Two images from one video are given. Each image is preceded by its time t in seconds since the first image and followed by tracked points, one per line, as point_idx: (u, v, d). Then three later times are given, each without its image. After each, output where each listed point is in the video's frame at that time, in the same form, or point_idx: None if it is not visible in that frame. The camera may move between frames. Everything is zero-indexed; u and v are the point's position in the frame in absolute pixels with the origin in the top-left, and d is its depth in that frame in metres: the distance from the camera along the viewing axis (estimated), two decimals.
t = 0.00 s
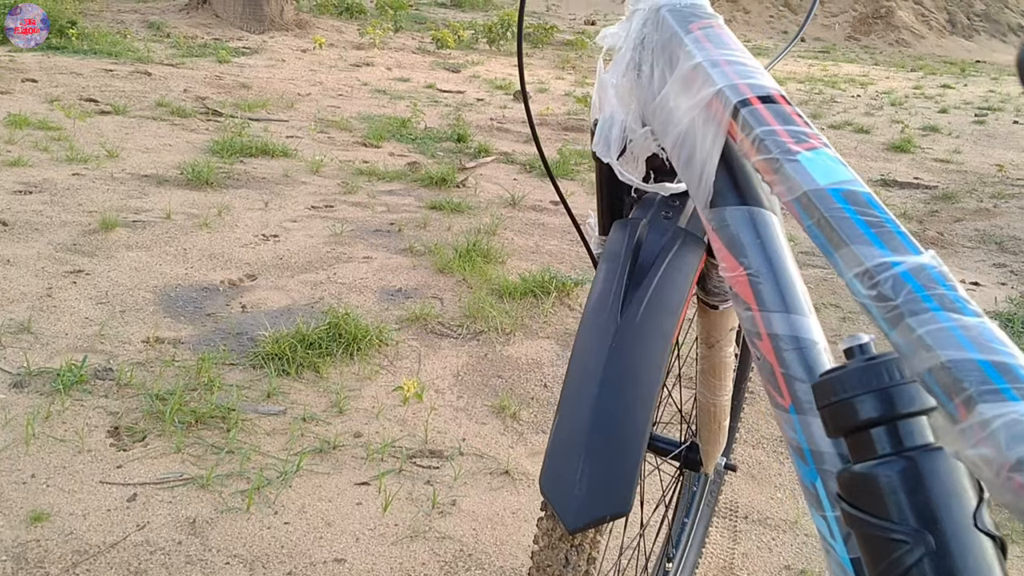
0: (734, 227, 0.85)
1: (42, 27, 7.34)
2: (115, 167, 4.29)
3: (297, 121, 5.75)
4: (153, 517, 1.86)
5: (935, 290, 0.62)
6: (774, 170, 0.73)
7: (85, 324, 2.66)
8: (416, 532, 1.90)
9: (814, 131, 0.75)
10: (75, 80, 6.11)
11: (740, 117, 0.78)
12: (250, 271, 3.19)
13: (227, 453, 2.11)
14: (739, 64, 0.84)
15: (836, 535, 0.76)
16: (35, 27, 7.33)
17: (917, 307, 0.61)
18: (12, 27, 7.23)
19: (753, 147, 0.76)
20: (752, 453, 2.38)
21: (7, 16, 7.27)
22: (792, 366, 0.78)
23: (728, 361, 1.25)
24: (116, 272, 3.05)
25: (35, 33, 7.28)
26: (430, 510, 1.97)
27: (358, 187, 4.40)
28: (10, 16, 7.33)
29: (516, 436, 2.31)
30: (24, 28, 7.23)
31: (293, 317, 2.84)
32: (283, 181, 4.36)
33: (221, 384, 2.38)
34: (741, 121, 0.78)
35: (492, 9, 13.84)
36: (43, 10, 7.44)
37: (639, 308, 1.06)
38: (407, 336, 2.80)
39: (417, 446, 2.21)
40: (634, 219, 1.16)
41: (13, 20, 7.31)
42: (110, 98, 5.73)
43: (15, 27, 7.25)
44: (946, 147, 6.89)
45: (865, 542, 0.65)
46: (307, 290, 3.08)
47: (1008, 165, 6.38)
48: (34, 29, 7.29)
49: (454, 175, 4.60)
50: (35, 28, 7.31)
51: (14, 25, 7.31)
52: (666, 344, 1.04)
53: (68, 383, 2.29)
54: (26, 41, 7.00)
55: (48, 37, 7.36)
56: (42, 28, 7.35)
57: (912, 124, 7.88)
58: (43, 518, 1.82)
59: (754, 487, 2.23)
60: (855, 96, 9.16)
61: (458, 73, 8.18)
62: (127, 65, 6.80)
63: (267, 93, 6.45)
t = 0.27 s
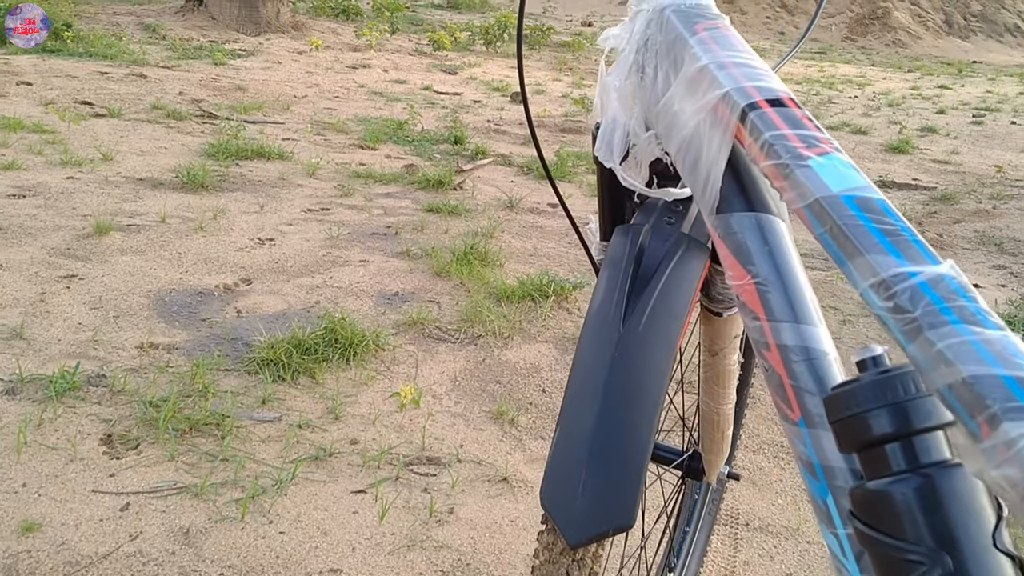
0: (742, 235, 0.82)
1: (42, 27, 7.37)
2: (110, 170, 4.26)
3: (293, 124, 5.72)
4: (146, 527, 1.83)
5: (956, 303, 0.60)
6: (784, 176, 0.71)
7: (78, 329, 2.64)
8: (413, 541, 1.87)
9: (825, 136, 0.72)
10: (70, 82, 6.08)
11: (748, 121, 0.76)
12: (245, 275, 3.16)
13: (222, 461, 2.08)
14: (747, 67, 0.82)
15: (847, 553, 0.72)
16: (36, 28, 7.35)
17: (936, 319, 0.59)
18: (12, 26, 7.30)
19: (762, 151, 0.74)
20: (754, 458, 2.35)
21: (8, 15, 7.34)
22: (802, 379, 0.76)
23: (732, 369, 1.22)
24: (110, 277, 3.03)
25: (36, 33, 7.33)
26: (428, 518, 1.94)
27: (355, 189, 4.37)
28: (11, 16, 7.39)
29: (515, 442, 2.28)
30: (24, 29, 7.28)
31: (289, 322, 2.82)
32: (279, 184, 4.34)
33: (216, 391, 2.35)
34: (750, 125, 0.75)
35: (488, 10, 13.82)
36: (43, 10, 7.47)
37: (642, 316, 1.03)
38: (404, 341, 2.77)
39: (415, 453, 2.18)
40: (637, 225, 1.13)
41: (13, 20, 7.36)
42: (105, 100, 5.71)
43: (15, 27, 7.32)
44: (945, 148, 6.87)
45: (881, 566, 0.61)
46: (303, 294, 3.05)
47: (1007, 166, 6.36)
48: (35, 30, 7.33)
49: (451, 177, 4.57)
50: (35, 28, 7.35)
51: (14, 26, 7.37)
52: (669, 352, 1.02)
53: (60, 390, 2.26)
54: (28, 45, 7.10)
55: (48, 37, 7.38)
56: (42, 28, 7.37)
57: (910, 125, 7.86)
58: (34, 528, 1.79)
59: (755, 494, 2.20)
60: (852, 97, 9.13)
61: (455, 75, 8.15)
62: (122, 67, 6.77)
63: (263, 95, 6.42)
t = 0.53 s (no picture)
0: (752, 250, 0.79)
1: (42, 27, 7.32)
2: (99, 177, 4.21)
3: (285, 129, 5.67)
4: (133, 544, 1.79)
5: (988, 329, 0.55)
6: (798, 191, 0.67)
7: (65, 339, 2.59)
8: (407, 558, 1.82)
9: (841, 147, 0.68)
10: (60, 88, 6.03)
11: (760, 133, 0.72)
12: (235, 283, 3.12)
13: (212, 475, 2.04)
14: (757, 75, 0.78)
15: None
16: (35, 28, 7.31)
17: (967, 347, 0.54)
18: (11, 26, 7.25)
19: (774, 165, 0.70)
20: (753, 470, 2.31)
21: (7, 15, 7.28)
22: (816, 404, 0.72)
23: (736, 386, 1.18)
24: (99, 286, 2.98)
25: (36, 33, 7.29)
26: (422, 534, 1.90)
27: (347, 196, 4.33)
28: (10, 16, 7.34)
29: (511, 455, 2.24)
30: (25, 29, 7.23)
31: (280, 331, 2.77)
32: (271, 190, 4.29)
33: (206, 403, 2.30)
34: (760, 137, 0.72)
35: (481, 14, 13.78)
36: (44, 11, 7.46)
37: (645, 332, 0.99)
38: (398, 350, 2.73)
39: (409, 467, 2.14)
40: (638, 237, 1.09)
41: (13, 20, 7.31)
42: (95, 106, 5.65)
43: (15, 27, 7.28)
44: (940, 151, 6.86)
45: None
46: (294, 303, 3.00)
47: (1003, 170, 6.34)
48: (35, 30, 7.29)
49: (445, 183, 4.53)
50: (35, 28, 7.32)
51: (14, 25, 7.32)
52: (673, 368, 0.98)
53: (46, 403, 2.21)
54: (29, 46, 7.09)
55: (47, 37, 7.34)
56: (42, 28, 7.33)
57: (905, 128, 7.84)
58: (18, 547, 1.75)
59: (755, 506, 2.16)
60: (846, 101, 9.12)
61: (448, 79, 8.11)
62: (113, 72, 6.72)
63: (255, 100, 6.37)
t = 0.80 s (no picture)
0: (758, 261, 0.76)
1: (41, 27, 7.30)
2: (93, 180, 4.18)
3: (280, 131, 5.65)
4: (126, 554, 1.77)
5: (1007, 346, 0.53)
6: (807, 201, 0.65)
7: (57, 345, 2.56)
8: (404, 567, 1.80)
9: (851, 157, 0.66)
10: (53, 90, 6.00)
11: (766, 141, 0.70)
12: (230, 288, 3.09)
13: (206, 483, 2.01)
14: (763, 81, 0.76)
15: None
16: (35, 28, 7.29)
17: (987, 366, 0.52)
18: (11, 26, 7.22)
19: (781, 173, 0.68)
20: (753, 475, 2.29)
21: (8, 15, 7.25)
22: (825, 419, 0.69)
23: (739, 395, 1.16)
24: (92, 291, 2.95)
25: (36, 33, 7.27)
26: (419, 542, 1.88)
27: (343, 198, 4.30)
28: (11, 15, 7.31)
29: (508, 461, 2.22)
30: (25, 29, 7.21)
31: (275, 336, 2.75)
32: (266, 193, 4.26)
33: (200, 410, 2.28)
34: (767, 144, 0.69)
35: (477, 14, 13.75)
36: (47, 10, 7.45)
37: (645, 344, 0.97)
38: (394, 355, 2.70)
39: (405, 474, 2.12)
40: (639, 246, 1.07)
41: (13, 20, 7.27)
42: (89, 108, 5.62)
43: (15, 27, 7.25)
44: (937, 152, 6.85)
45: None
46: (289, 307, 2.98)
47: (999, 170, 6.33)
48: (35, 30, 7.27)
49: (441, 185, 4.51)
50: (35, 28, 7.30)
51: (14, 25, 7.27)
52: (676, 380, 0.95)
53: (38, 410, 2.19)
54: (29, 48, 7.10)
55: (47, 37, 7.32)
56: (42, 28, 7.31)
57: (901, 129, 7.83)
58: (9, 557, 1.72)
59: (755, 513, 2.14)
60: (842, 102, 9.11)
61: (444, 81, 8.09)
62: (107, 75, 6.68)
63: (250, 103, 6.34)
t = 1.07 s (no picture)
0: (765, 277, 0.74)
1: (41, 27, 7.33)
2: (83, 186, 4.14)
3: (273, 135, 5.61)
4: (114, 569, 1.73)
5: None
6: (818, 217, 0.62)
7: (45, 354, 2.52)
8: None
9: (864, 171, 0.63)
10: (44, 95, 5.95)
11: (774, 152, 0.67)
12: (221, 295, 3.06)
13: (195, 495, 1.98)
14: (770, 91, 0.73)
15: None
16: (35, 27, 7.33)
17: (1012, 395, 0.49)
18: (11, 26, 7.20)
19: (790, 187, 0.65)
20: (751, 484, 2.26)
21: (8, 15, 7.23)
22: (835, 442, 0.66)
23: (740, 410, 1.12)
24: (81, 298, 2.91)
25: (35, 33, 7.29)
26: (412, 556, 1.84)
27: (336, 204, 4.26)
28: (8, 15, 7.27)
29: (503, 471, 2.19)
30: (25, 29, 7.22)
31: (266, 344, 2.71)
32: (258, 198, 4.22)
33: (190, 420, 2.24)
34: (775, 157, 0.67)
35: (470, 17, 13.73)
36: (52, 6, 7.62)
37: (646, 360, 0.94)
38: (387, 363, 2.67)
39: (398, 485, 2.08)
40: (639, 258, 1.04)
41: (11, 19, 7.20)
42: (80, 113, 5.58)
43: (14, 27, 7.23)
44: (931, 155, 6.84)
45: None
46: (281, 315, 2.94)
47: (994, 173, 6.32)
48: (34, 30, 7.29)
49: (435, 190, 4.47)
50: (34, 28, 7.32)
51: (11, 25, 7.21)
52: (677, 396, 0.92)
53: (25, 421, 2.15)
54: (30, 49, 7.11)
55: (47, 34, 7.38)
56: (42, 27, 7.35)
57: (895, 132, 7.82)
58: None
59: (753, 523, 2.11)
60: (836, 105, 9.11)
61: (437, 85, 8.05)
62: (98, 79, 6.64)
63: (242, 107, 6.30)
